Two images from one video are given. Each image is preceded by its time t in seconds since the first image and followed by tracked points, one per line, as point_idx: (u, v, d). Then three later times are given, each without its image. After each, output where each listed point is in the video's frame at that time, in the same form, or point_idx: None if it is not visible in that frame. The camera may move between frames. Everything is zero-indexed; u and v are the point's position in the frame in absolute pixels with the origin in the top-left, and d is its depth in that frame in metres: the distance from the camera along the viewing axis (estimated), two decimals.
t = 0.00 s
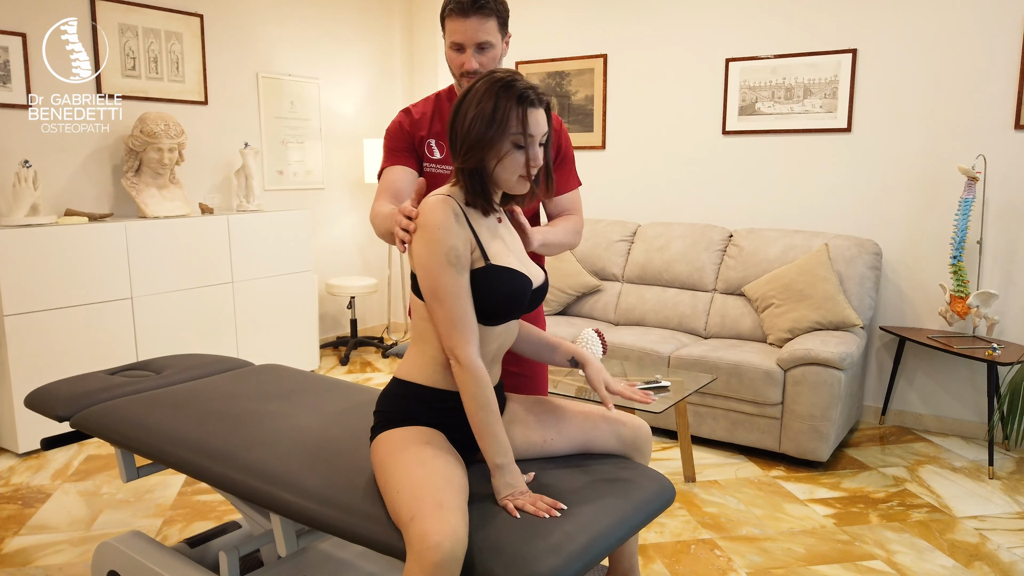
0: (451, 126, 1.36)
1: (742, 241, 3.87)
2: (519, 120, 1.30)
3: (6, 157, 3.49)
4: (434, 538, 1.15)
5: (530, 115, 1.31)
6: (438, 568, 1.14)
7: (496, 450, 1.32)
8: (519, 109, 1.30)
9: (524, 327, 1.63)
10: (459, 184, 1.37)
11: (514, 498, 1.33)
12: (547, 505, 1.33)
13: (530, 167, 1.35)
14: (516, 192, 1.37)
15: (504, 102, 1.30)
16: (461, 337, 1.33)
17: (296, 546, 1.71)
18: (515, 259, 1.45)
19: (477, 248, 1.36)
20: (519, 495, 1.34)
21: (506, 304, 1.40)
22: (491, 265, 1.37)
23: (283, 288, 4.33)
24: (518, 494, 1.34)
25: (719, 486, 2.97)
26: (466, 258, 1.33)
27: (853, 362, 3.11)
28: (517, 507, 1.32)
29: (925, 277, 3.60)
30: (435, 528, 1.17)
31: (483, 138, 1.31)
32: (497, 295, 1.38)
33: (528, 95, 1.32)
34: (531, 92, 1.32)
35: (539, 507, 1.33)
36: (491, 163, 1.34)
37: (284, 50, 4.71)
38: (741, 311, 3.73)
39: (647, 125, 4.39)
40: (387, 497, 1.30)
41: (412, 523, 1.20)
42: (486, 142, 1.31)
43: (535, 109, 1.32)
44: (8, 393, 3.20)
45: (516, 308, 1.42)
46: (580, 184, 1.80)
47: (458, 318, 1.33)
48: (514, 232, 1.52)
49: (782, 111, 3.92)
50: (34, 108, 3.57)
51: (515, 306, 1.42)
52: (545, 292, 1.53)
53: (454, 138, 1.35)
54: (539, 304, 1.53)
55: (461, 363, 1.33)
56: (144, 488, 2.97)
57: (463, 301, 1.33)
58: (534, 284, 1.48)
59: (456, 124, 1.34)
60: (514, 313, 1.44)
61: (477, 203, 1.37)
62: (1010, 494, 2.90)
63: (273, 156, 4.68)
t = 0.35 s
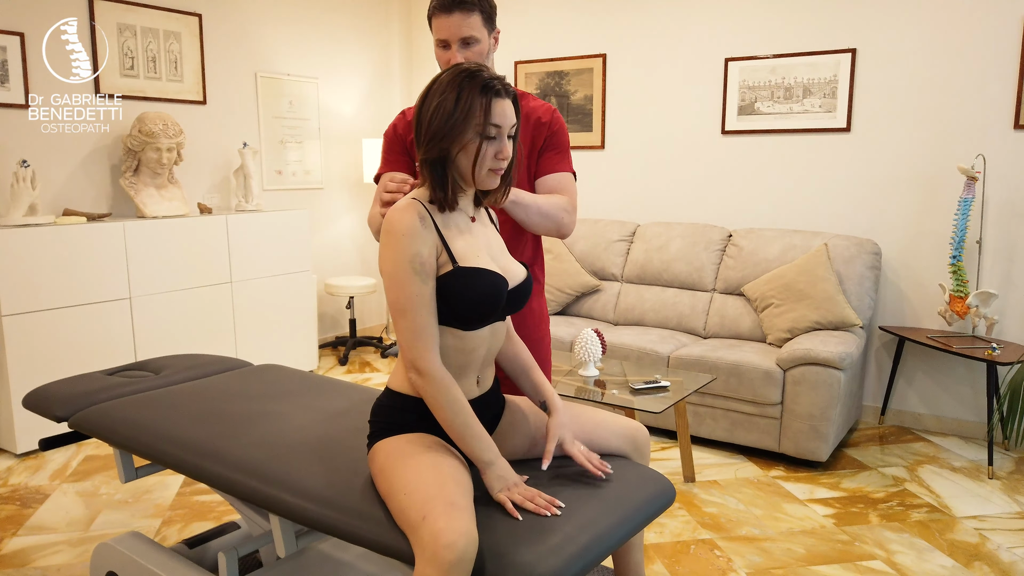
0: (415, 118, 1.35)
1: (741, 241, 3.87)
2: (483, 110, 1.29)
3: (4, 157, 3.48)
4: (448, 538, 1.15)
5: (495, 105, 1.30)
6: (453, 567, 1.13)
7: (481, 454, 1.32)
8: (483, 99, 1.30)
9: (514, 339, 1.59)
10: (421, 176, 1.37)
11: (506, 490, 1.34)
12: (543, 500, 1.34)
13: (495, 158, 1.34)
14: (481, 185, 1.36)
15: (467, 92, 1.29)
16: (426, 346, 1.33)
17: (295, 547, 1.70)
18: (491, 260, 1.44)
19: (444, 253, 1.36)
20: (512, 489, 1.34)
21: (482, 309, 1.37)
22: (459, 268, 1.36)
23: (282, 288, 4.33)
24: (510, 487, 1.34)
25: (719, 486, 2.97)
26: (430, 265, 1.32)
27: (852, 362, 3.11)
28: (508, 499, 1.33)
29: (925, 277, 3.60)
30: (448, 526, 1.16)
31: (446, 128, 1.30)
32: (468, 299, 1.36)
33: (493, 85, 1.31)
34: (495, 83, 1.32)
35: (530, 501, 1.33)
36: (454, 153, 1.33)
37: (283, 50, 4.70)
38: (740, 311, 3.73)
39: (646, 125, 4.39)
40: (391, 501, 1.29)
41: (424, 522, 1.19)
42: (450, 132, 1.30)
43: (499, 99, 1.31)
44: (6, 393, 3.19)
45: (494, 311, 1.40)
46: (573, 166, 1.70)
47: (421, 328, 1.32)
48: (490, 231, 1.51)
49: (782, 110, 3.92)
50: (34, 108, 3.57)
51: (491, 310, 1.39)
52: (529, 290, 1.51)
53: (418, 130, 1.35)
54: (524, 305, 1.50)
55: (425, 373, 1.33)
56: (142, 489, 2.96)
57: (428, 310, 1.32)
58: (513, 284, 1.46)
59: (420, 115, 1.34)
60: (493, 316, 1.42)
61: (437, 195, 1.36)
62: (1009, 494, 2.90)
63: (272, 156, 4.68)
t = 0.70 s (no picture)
0: (431, 118, 1.34)
1: (741, 242, 3.87)
2: (504, 101, 1.30)
3: (3, 157, 3.48)
4: (450, 548, 1.14)
5: (514, 96, 1.31)
6: None
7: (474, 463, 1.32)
8: (502, 92, 1.30)
9: (528, 345, 1.58)
10: (442, 177, 1.35)
11: (505, 492, 1.34)
12: (543, 502, 1.34)
13: (516, 150, 1.34)
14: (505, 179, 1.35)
15: (485, 86, 1.29)
16: (431, 353, 1.32)
17: (295, 548, 1.70)
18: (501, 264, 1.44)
19: (457, 257, 1.35)
20: (511, 492, 1.34)
21: (492, 314, 1.37)
22: (471, 272, 1.36)
23: (281, 288, 4.33)
24: (511, 489, 1.34)
25: (719, 487, 2.97)
26: (441, 269, 1.32)
27: (852, 362, 3.11)
28: (506, 501, 1.33)
29: (924, 277, 3.60)
30: (451, 536, 1.16)
31: (468, 125, 1.30)
32: (479, 304, 1.35)
33: (508, 77, 1.32)
34: (508, 75, 1.33)
35: (529, 503, 1.33)
36: (477, 149, 1.32)
37: (283, 50, 4.70)
38: (739, 311, 3.73)
39: (646, 125, 4.39)
40: (394, 507, 1.29)
41: (427, 531, 1.19)
42: (473, 126, 1.30)
43: (515, 90, 1.32)
44: (6, 394, 3.18)
45: (505, 316, 1.39)
46: (564, 156, 1.73)
47: (429, 334, 1.31)
48: (501, 233, 1.51)
49: (781, 111, 3.92)
50: (34, 108, 3.57)
51: (501, 316, 1.38)
52: (539, 295, 1.51)
53: (435, 129, 1.33)
54: (534, 308, 1.50)
55: (426, 379, 1.32)
56: (142, 489, 2.96)
57: (437, 316, 1.31)
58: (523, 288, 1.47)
59: (436, 113, 1.32)
60: (503, 322, 1.42)
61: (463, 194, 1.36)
62: (1009, 495, 2.90)
63: (271, 156, 4.68)
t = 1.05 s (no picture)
0: (432, 128, 1.34)
1: (742, 242, 3.87)
2: (503, 111, 1.30)
3: (4, 158, 3.48)
4: (455, 545, 1.14)
5: (513, 105, 1.31)
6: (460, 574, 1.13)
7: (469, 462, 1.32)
8: (500, 102, 1.30)
9: (527, 349, 1.59)
10: (443, 187, 1.37)
11: (507, 490, 1.34)
12: (545, 502, 1.34)
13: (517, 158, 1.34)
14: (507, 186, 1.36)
15: (483, 96, 1.29)
16: (423, 352, 1.33)
17: (297, 549, 1.70)
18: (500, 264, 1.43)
19: (452, 258, 1.36)
20: (512, 492, 1.34)
21: (490, 314, 1.37)
22: (468, 272, 1.36)
23: (282, 289, 4.33)
24: (513, 488, 1.34)
25: (720, 488, 2.97)
26: (434, 270, 1.33)
27: (854, 363, 3.11)
28: (508, 500, 1.33)
29: (926, 278, 3.60)
30: (455, 534, 1.16)
31: (467, 136, 1.30)
32: (475, 303, 1.35)
33: (507, 86, 1.31)
34: (508, 84, 1.32)
35: (531, 503, 1.33)
36: (476, 160, 1.33)
37: (284, 51, 4.71)
38: (741, 312, 3.73)
39: (647, 125, 4.39)
40: (397, 506, 1.29)
41: (431, 528, 1.19)
42: (473, 137, 1.30)
43: (514, 99, 1.32)
44: (7, 394, 3.18)
45: (502, 317, 1.39)
46: (566, 159, 1.73)
47: (421, 333, 1.32)
48: (502, 234, 1.50)
49: (782, 111, 3.92)
50: (34, 108, 3.56)
51: (500, 315, 1.38)
52: (540, 294, 1.50)
53: (437, 139, 1.34)
54: (535, 307, 1.50)
55: (414, 379, 1.33)
56: (143, 490, 2.96)
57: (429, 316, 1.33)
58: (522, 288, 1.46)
59: (437, 124, 1.33)
60: (503, 321, 1.41)
61: (463, 204, 1.38)
62: (1010, 496, 2.90)
63: (272, 156, 4.68)
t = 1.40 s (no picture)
0: (419, 126, 1.36)
1: (744, 242, 3.87)
2: (485, 109, 1.30)
3: (6, 158, 3.48)
4: (453, 552, 1.14)
5: (496, 103, 1.31)
6: None
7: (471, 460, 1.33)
8: (483, 100, 1.30)
9: (537, 343, 1.58)
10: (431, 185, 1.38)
11: (509, 488, 1.34)
12: (546, 502, 1.33)
13: (502, 156, 1.34)
14: (492, 184, 1.36)
15: (466, 95, 1.29)
16: (417, 354, 1.34)
17: (298, 549, 1.70)
18: (498, 258, 1.43)
19: (445, 257, 1.36)
20: (513, 491, 1.34)
21: (489, 310, 1.36)
22: (461, 270, 1.36)
23: (283, 289, 4.33)
24: (515, 487, 1.34)
25: (721, 488, 2.97)
26: (424, 273, 1.34)
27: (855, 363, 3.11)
28: (510, 498, 1.33)
29: (928, 278, 3.59)
30: (455, 539, 1.16)
31: (450, 135, 1.31)
32: (470, 301, 1.35)
33: (491, 84, 1.31)
34: (492, 82, 1.32)
35: (533, 502, 1.33)
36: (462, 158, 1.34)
37: (285, 51, 4.71)
38: (742, 312, 3.73)
39: (648, 125, 4.39)
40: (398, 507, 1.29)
41: (431, 533, 1.18)
42: (455, 135, 1.31)
43: (498, 97, 1.31)
44: (9, 394, 3.19)
45: (502, 314, 1.38)
46: (568, 160, 1.72)
47: (414, 336, 1.33)
48: (503, 229, 1.49)
49: (784, 111, 3.91)
50: (34, 108, 3.56)
51: (501, 309, 1.37)
52: (543, 287, 1.49)
53: (422, 137, 1.35)
54: (539, 303, 1.49)
55: (409, 381, 1.34)
56: (145, 490, 2.96)
57: (421, 318, 1.34)
58: (522, 283, 1.44)
59: (422, 123, 1.34)
60: (503, 317, 1.40)
61: (451, 203, 1.38)
62: (1013, 496, 2.90)
63: (274, 156, 4.68)
